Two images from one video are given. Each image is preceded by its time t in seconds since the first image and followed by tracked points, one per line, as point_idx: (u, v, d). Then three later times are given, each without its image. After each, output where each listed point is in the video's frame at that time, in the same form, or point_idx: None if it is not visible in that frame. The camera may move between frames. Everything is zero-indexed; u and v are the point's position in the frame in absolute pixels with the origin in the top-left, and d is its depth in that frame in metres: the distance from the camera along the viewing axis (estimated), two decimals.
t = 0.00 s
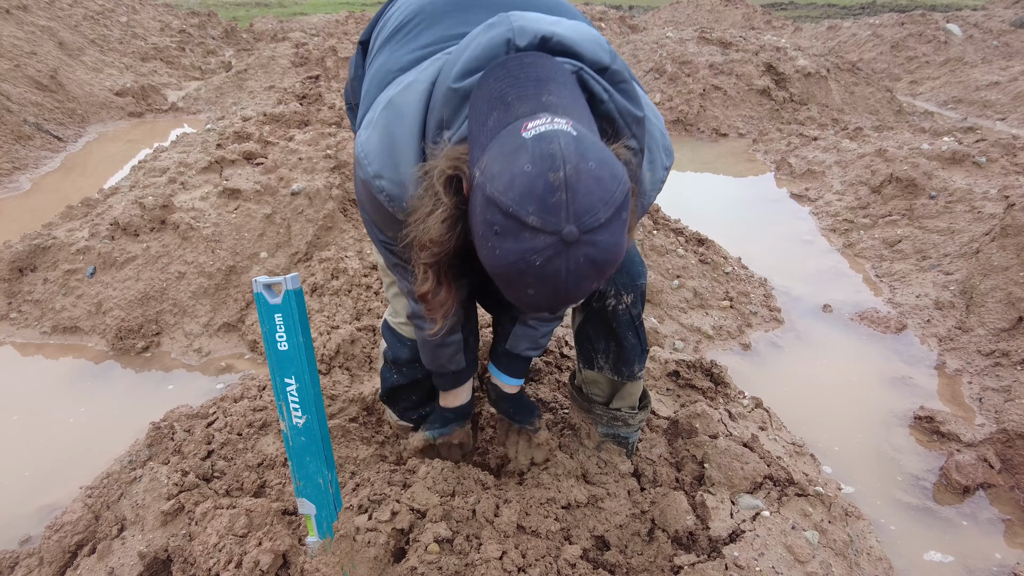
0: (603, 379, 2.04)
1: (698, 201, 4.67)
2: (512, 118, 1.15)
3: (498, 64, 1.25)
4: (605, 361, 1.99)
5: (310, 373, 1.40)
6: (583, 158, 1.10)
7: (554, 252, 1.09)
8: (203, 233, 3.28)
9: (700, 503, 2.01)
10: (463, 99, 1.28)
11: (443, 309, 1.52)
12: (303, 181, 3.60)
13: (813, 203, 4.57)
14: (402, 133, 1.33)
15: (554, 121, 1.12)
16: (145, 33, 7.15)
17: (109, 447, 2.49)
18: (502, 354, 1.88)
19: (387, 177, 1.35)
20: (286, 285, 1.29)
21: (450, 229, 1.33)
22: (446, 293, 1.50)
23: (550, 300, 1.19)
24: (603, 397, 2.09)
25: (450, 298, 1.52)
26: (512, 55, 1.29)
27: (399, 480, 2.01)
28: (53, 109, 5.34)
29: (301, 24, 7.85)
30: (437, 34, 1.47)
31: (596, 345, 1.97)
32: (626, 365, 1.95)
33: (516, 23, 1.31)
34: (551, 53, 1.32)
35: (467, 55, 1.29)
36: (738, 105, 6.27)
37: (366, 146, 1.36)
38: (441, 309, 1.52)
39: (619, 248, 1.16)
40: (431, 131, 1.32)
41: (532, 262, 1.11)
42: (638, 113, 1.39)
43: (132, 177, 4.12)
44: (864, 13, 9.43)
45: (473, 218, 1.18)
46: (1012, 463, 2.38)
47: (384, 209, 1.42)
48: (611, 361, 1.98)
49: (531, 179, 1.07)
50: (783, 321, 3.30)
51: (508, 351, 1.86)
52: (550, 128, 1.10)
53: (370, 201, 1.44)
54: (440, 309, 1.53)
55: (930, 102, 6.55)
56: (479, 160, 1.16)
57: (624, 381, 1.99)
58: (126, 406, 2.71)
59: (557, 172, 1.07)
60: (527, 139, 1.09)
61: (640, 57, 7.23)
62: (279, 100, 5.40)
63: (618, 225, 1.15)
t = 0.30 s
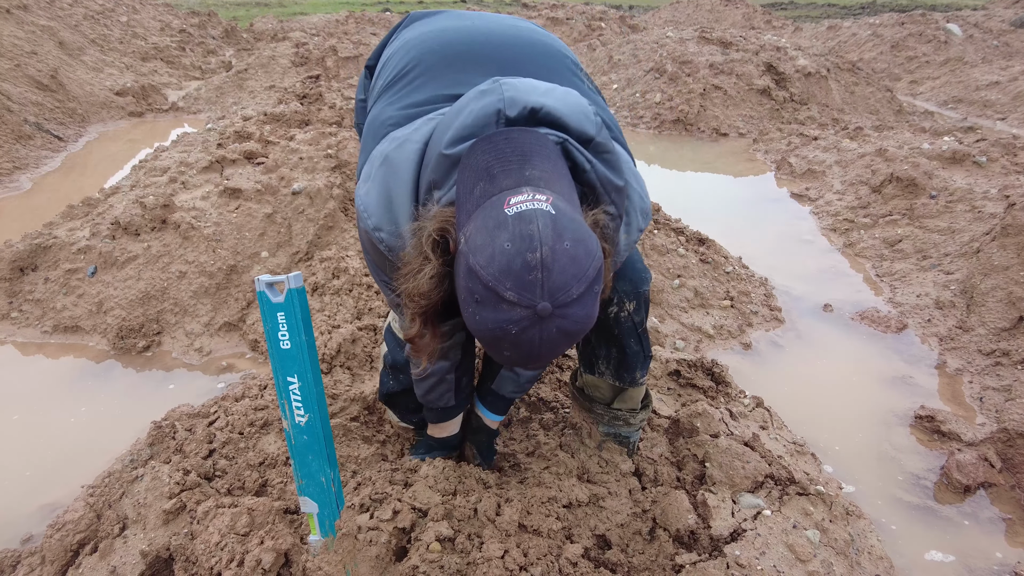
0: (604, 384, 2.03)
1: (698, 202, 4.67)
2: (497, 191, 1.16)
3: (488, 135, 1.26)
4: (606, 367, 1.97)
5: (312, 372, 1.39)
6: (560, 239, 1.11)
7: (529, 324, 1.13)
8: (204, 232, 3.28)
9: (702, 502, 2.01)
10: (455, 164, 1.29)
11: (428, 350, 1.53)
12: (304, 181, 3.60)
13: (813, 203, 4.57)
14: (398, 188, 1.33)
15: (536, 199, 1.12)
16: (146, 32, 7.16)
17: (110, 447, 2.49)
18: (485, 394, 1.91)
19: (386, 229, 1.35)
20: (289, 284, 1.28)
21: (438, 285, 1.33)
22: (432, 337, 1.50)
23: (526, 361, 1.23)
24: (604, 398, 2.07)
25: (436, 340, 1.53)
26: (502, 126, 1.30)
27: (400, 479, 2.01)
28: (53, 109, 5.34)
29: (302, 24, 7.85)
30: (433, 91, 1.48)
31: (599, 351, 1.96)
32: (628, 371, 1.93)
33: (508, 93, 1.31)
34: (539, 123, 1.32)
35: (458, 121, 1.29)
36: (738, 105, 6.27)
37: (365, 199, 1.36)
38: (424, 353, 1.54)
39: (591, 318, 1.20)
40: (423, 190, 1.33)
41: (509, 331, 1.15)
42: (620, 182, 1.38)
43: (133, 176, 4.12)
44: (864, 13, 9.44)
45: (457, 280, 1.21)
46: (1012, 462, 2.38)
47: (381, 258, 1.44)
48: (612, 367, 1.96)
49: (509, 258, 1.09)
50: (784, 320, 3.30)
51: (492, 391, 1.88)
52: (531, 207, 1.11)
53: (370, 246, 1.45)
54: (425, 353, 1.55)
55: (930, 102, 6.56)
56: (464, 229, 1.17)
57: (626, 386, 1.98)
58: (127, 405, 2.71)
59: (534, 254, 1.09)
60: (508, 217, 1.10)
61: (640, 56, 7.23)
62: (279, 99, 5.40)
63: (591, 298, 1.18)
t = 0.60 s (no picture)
0: (597, 383, 2.05)
1: (697, 201, 4.67)
2: (485, 184, 1.15)
3: (480, 131, 1.25)
4: (597, 366, 1.99)
5: (314, 370, 1.40)
6: (544, 233, 1.10)
7: (510, 316, 1.13)
8: (204, 231, 3.28)
9: (703, 501, 2.01)
10: (446, 160, 1.29)
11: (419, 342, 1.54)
12: (305, 180, 3.60)
13: (814, 203, 4.57)
14: (388, 183, 1.35)
15: (523, 193, 1.12)
16: (146, 32, 7.16)
17: (110, 446, 2.49)
18: (496, 385, 2.03)
19: (372, 222, 1.39)
20: (290, 282, 1.28)
21: (426, 278, 1.32)
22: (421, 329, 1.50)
23: (506, 354, 1.23)
24: (601, 398, 2.10)
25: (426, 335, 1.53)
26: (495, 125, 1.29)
27: (400, 478, 2.00)
28: (54, 108, 5.33)
29: (302, 23, 7.85)
30: (431, 88, 1.49)
31: (589, 351, 1.98)
32: (616, 372, 1.95)
33: (503, 93, 1.30)
34: (532, 124, 1.31)
35: (451, 118, 1.28)
36: (738, 104, 6.26)
37: (355, 192, 1.38)
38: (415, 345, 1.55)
39: (573, 314, 1.19)
40: (413, 183, 1.34)
41: (489, 322, 1.15)
42: (608, 188, 1.37)
43: (133, 176, 4.12)
44: (865, 13, 9.43)
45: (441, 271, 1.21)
46: (1013, 461, 2.39)
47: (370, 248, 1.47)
48: (603, 367, 1.98)
49: (493, 249, 1.09)
50: (784, 320, 3.30)
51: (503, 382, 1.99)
52: (518, 200, 1.10)
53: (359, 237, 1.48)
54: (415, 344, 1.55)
55: (930, 102, 6.55)
56: (450, 220, 1.18)
57: (616, 387, 2.00)
58: (127, 405, 2.71)
59: (518, 246, 1.09)
60: (494, 209, 1.10)
61: (640, 56, 7.23)
62: (280, 99, 5.40)
63: (574, 293, 1.17)
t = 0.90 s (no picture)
0: (596, 372, 2.06)
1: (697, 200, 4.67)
2: (475, 122, 1.16)
3: (470, 73, 1.26)
4: (598, 353, 1.99)
5: (310, 373, 1.40)
6: (536, 163, 1.10)
7: (503, 251, 1.10)
8: (204, 231, 3.28)
9: (700, 502, 2.01)
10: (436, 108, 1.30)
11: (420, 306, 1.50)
12: (304, 181, 3.60)
13: (814, 203, 4.57)
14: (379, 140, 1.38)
15: (514, 126, 1.12)
16: (146, 31, 7.16)
17: (109, 447, 2.49)
18: (504, 352, 1.88)
19: (364, 180, 1.42)
20: (286, 285, 1.29)
21: (419, 228, 1.31)
22: (423, 288, 1.47)
23: (504, 298, 1.20)
24: (599, 393, 2.10)
25: (427, 294, 1.49)
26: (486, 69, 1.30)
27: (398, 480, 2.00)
28: (53, 108, 5.34)
29: (302, 23, 7.84)
30: (424, 45, 1.49)
31: (593, 335, 1.99)
32: (613, 360, 1.94)
33: (492, 36, 1.31)
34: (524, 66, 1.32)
35: (441, 64, 1.30)
36: (738, 104, 6.27)
37: (348, 151, 1.42)
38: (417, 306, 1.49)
39: (572, 251, 1.16)
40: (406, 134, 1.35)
41: (482, 260, 1.12)
42: (608, 130, 1.37)
43: (133, 176, 4.13)
44: (865, 13, 9.42)
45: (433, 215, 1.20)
46: (1011, 462, 2.39)
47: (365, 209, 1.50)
48: (603, 354, 1.98)
49: (482, 180, 1.08)
50: (783, 320, 3.30)
51: (512, 346, 1.85)
52: (507, 132, 1.10)
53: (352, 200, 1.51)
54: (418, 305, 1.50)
55: (931, 102, 6.55)
56: (442, 162, 1.18)
57: (612, 376, 1.99)
58: (125, 405, 2.71)
59: (508, 175, 1.08)
60: (483, 142, 1.10)
61: (640, 56, 7.23)
62: (279, 99, 5.40)
63: (571, 228, 1.14)
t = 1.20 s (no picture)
0: (604, 374, 2.09)
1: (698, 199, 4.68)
2: (500, 15, 1.19)
3: None
4: (609, 356, 2.03)
5: (311, 373, 1.40)
6: (571, 34, 1.13)
7: (543, 121, 1.07)
8: (204, 232, 3.29)
9: (700, 501, 2.01)
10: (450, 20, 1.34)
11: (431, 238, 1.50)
12: (304, 181, 3.61)
13: (814, 203, 4.57)
14: (389, 64, 1.38)
15: (542, 9, 1.16)
16: (147, 32, 7.17)
17: (110, 446, 2.50)
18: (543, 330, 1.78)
19: (371, 106, 1.40)
20: (288, 284, 1.30)
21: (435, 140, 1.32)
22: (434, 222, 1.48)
23: (541, 191, 1.13)
24: (603, 396, 2.13)
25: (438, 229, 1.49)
26: None
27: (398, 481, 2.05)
28: (54, 108, 5.34)
29: (302, 23, 7.85)
30: None
31: (604, 338, 2.03)
32: (629, 363, 1.98)
33: None
34: None
35: None
36: (738, 105, 6.28)
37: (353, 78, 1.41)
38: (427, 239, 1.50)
39: (612, 130, 1.14)
40: (419, 47, 1.38)
41: (519, 136, 1.08)
42: (632, 42, 1.40)
43: (133, 176, 4.13)
44: (866, 13, 9.42)
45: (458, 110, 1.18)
46: (1011, 462, 2.39)
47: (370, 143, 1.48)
48: (615, 357, 2.02)
49: (517, 49, 1.09)
50: (783, 321, 3.31)
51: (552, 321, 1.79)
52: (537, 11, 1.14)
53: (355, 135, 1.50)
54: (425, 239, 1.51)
55: (931, 102, 6.54)
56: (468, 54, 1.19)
57: (623, 378, 2.03)
58: (126, 405, 2.71)
59: (544, 41, 1.09)
60: (515, 20, 1.13)
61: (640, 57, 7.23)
62: (279, 99, 5.40)
63: (609, 106, 1.14)
